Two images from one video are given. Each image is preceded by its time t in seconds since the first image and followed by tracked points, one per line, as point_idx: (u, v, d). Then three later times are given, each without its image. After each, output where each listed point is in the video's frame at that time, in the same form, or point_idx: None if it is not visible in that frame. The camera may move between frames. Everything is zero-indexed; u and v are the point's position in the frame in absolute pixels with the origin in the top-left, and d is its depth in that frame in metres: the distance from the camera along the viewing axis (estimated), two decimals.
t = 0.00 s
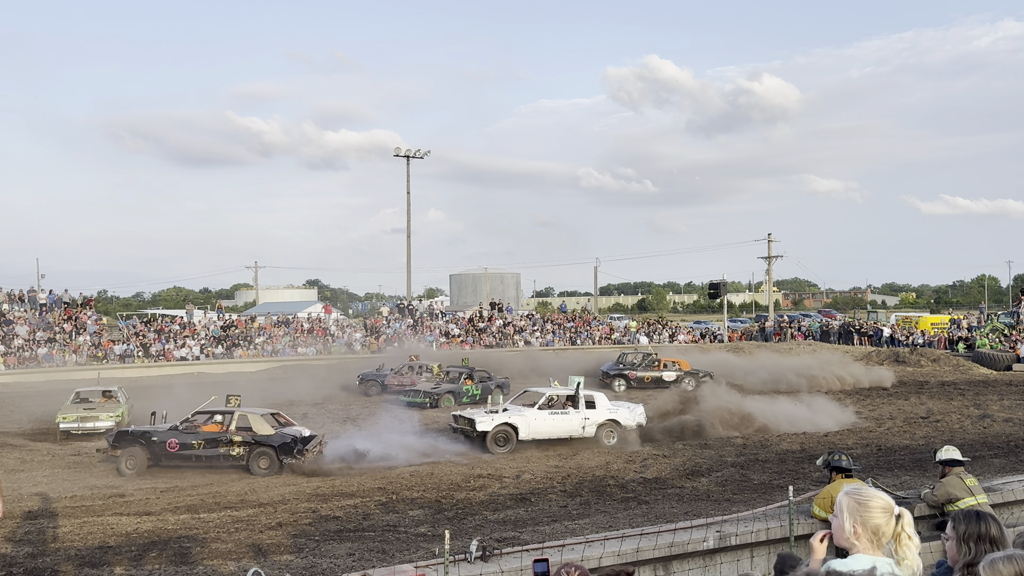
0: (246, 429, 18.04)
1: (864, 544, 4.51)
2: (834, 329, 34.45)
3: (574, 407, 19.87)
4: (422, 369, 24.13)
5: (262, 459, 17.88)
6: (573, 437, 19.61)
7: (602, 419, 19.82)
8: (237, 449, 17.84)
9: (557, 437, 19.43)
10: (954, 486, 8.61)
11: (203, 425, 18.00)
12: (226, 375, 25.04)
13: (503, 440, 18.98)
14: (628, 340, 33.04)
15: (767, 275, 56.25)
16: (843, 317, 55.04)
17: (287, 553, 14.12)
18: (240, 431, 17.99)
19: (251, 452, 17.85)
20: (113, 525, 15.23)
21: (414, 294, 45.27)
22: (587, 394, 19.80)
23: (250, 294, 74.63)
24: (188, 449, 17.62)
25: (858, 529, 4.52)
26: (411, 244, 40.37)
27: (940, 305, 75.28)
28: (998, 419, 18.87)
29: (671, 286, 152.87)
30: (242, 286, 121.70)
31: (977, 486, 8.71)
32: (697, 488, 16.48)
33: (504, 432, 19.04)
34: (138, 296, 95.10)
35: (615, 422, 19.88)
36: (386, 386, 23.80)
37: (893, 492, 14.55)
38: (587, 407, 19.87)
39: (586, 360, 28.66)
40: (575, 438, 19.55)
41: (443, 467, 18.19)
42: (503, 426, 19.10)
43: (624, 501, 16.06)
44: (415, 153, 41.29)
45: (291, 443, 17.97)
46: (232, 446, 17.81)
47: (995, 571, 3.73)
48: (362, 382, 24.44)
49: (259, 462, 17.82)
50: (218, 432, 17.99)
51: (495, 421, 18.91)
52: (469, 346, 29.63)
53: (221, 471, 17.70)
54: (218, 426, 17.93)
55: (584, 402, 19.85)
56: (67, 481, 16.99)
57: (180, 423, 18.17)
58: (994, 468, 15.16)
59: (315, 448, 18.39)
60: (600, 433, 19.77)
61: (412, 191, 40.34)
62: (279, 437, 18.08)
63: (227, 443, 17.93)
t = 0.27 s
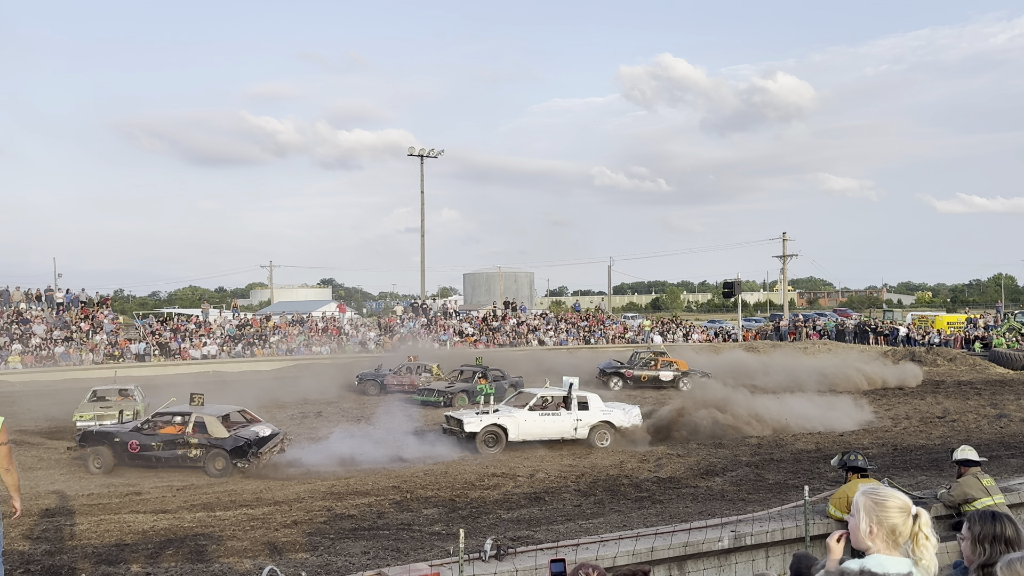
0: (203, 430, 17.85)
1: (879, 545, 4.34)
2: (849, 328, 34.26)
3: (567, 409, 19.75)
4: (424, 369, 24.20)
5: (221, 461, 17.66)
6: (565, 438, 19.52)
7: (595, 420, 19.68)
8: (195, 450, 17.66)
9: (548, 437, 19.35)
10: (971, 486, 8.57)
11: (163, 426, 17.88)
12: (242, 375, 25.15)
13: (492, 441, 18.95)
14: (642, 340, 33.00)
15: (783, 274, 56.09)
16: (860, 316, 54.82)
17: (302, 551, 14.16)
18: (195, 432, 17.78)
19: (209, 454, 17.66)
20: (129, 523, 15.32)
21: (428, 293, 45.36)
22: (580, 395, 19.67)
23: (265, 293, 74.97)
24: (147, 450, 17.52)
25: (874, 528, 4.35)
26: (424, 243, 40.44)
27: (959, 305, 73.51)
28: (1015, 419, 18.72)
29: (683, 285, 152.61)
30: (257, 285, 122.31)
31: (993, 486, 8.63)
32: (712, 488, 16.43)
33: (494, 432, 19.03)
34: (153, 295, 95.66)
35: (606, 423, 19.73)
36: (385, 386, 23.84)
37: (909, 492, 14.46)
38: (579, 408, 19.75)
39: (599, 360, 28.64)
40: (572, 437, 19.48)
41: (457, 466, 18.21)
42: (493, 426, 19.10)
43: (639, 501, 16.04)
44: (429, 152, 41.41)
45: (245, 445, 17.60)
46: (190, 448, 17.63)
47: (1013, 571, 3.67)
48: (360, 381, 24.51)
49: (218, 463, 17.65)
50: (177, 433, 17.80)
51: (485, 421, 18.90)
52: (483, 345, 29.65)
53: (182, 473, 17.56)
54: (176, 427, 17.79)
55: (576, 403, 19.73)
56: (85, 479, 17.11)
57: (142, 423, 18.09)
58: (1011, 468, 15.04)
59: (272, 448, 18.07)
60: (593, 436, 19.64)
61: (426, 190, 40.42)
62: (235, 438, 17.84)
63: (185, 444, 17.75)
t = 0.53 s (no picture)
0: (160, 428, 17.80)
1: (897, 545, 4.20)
2: (864, 327, 34.03)
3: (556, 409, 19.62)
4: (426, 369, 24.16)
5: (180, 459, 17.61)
6: (554, 439, 19.37)
7: (584, 421, 19.46)
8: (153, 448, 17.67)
9: (536, 438, 19.22)
10: (988, 486, 8.46)
11: (126, 423, 17.95)
12: (256, 374, 25.25)
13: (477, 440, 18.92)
14: (656, 339, 32.94)
15: (798, 272, 55.85)
16: (876, 314, 54.57)
17: (316, 549, 14.18)
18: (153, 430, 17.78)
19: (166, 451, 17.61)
20: (145, 521, 15.38)
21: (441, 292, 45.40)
22: (569, 395, 19.50)
23: (279, 291, 75.26)
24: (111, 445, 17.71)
25: (891, 529, 4.21)
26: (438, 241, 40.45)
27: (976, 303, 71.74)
28: None
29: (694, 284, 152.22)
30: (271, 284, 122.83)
31: (1011, 487, 8.54)
32: (727, 488, 16.35)
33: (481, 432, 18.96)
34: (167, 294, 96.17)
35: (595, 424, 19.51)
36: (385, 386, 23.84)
37: (926, 492, 14.35)
38: (569, 409, 19.59)
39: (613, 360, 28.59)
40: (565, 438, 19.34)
41: (471, 465, 18.19)
42: (480, 426, 19.06)
43: (653, 500, 15.98)
44: (441, 150, 41.53)
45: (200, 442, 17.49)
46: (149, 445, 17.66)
47: None
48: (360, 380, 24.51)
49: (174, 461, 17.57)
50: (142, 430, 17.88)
51: (470, 421, 18.87)
52: (496, 344, 29.64)
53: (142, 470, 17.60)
54: (136, 424, 17.82)
55: (566, 403, 19.56)
56: (101, 477, 17.20)
57: (111, 419, 18.25)
58: None
59: (227, 447, 17.86)
60: (582, 436, 19.41)
61: (439, 189, 40.48)
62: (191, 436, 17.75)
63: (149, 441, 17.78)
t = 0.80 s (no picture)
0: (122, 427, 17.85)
1: (914, 547, 4.10)
2: (879, 327, 33.83)
3: (541, 409, 19.54)
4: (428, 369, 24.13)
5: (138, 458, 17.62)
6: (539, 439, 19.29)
7: (570, 422, 19.36)
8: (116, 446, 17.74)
9: (520, 438, 19.16)
10: (1003, 486, 8.40)
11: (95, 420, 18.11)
12: (269, 373, 25.35)
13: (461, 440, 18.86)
14: (669, 338, 32.89)
15: (812, 271, 55.63)
16: (890, 314, 54.47)
17: (330, 548, 14.22)
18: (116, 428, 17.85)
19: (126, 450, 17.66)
20: (160, 519, 15.45)
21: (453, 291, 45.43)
22: (555, 395, 19.45)
23: (292, 291, 75.53)
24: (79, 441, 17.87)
25: (905, 531, 4.12)
26: (450, 241, 40.48)
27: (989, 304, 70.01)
28: None
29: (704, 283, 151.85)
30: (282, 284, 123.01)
31: None
32: (740, 488, 16.31)
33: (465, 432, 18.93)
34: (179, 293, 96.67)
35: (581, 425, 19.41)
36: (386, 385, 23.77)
37: (941, 492, 14.28)
38: (555, 409, 19.54)
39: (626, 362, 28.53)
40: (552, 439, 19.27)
41: (484, 464, 18.21)
42: (464, 426, 19.05)
43: (666, 500, 15.95)
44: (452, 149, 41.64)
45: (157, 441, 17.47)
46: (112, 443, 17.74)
47: None
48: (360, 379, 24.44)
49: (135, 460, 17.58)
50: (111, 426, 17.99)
51: (453, 420, 18.86)
52: (509, 344, 29.63)
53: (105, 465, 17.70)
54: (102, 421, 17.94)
55: (551, 404, 19.50)
56: (116, 475, 17.29)
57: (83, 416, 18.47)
58: None
59: (185, 448, 17.82)
60: (568, 437, 19.29)
61: (451, 188, 40.48)
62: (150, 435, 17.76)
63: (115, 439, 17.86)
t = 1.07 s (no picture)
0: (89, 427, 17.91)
1: (930, 549, 4.01)
2: (890, 327, 33.67)
3: (521, 410, 19.55)
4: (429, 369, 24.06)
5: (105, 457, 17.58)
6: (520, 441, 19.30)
7: (550, 423, 19.40)
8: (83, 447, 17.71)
9: (500, 439, 19.14)
10: (1017, 487, 8.36)
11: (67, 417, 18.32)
12: (281, 372, 25.40)
13: (441, 442, 18.84)
14: (680, 338, 32.83)
15: (824, 271, 55.42)
16: (902, 314, 54.27)
17: (341, 547, 14.24)
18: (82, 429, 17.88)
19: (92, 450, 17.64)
20: (172, 518, 15.50)
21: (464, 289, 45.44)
22: (535, 396, 19.42)
23: (303, 290, 75.71)
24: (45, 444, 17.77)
25: (921, 533, 4.03)
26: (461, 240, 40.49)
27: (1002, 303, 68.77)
28: None
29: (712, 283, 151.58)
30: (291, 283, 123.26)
31: None
32: (752, 488, 16.27)
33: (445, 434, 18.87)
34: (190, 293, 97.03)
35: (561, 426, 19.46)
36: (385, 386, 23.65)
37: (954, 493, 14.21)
38: (535, 410, 19.53)
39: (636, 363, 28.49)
40: (532, 440, 19.30)
41: (495, 464, 18.21)
42: (442, 429, 18.97)
43: (677, 500, 15.92)
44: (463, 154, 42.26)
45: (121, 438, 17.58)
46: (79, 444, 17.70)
47: None
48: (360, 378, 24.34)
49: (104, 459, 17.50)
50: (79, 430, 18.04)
51: (432, 423, 18.80)
52: (520, 343, 29.63)
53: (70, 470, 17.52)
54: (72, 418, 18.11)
55: (531, 404, 19.50)
56: (128, 473, 17.35)
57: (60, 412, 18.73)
58: None
59: (149, 444, 17.96)
60: (548, 438, 19.34)
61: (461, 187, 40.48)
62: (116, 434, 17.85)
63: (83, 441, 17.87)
